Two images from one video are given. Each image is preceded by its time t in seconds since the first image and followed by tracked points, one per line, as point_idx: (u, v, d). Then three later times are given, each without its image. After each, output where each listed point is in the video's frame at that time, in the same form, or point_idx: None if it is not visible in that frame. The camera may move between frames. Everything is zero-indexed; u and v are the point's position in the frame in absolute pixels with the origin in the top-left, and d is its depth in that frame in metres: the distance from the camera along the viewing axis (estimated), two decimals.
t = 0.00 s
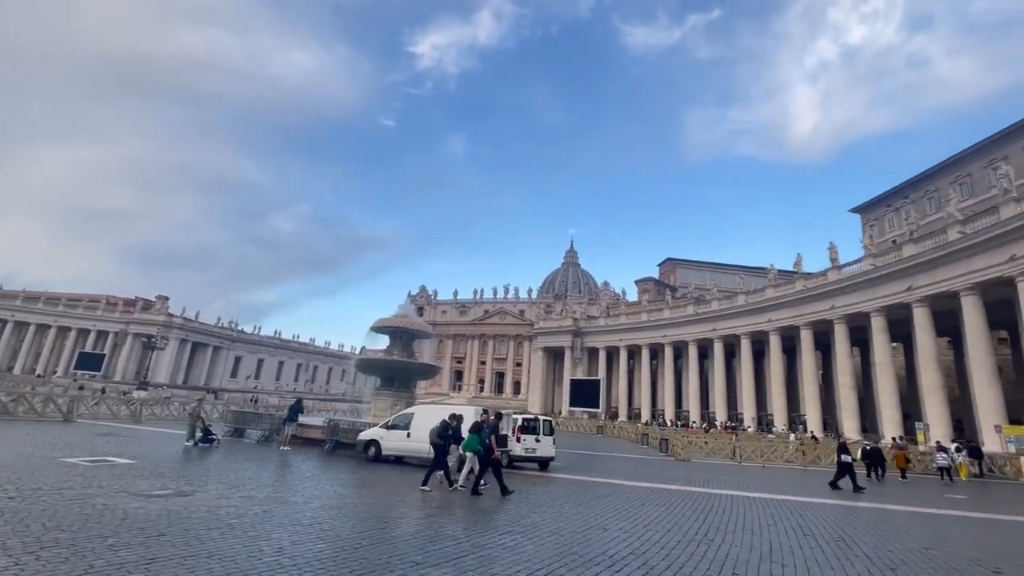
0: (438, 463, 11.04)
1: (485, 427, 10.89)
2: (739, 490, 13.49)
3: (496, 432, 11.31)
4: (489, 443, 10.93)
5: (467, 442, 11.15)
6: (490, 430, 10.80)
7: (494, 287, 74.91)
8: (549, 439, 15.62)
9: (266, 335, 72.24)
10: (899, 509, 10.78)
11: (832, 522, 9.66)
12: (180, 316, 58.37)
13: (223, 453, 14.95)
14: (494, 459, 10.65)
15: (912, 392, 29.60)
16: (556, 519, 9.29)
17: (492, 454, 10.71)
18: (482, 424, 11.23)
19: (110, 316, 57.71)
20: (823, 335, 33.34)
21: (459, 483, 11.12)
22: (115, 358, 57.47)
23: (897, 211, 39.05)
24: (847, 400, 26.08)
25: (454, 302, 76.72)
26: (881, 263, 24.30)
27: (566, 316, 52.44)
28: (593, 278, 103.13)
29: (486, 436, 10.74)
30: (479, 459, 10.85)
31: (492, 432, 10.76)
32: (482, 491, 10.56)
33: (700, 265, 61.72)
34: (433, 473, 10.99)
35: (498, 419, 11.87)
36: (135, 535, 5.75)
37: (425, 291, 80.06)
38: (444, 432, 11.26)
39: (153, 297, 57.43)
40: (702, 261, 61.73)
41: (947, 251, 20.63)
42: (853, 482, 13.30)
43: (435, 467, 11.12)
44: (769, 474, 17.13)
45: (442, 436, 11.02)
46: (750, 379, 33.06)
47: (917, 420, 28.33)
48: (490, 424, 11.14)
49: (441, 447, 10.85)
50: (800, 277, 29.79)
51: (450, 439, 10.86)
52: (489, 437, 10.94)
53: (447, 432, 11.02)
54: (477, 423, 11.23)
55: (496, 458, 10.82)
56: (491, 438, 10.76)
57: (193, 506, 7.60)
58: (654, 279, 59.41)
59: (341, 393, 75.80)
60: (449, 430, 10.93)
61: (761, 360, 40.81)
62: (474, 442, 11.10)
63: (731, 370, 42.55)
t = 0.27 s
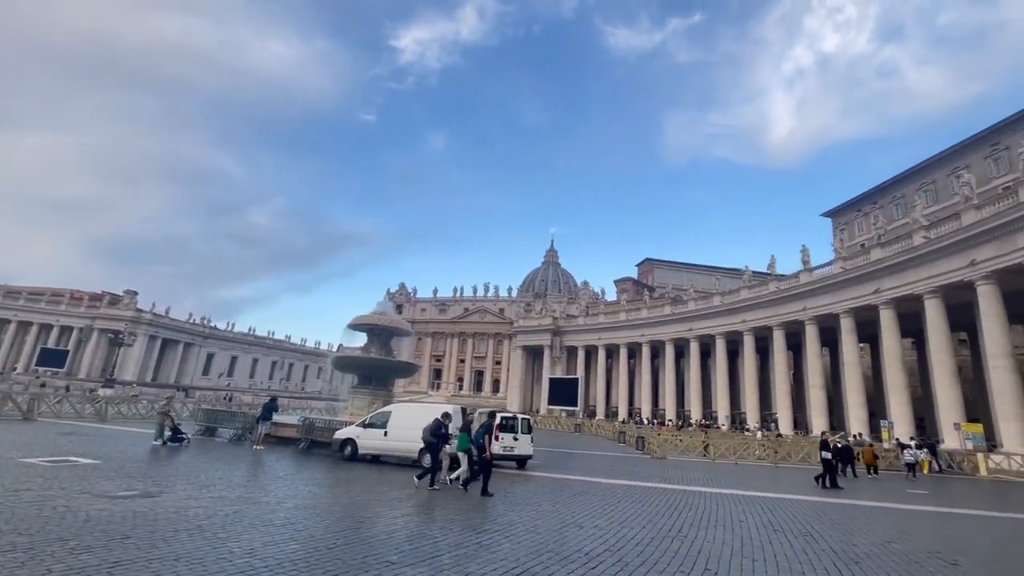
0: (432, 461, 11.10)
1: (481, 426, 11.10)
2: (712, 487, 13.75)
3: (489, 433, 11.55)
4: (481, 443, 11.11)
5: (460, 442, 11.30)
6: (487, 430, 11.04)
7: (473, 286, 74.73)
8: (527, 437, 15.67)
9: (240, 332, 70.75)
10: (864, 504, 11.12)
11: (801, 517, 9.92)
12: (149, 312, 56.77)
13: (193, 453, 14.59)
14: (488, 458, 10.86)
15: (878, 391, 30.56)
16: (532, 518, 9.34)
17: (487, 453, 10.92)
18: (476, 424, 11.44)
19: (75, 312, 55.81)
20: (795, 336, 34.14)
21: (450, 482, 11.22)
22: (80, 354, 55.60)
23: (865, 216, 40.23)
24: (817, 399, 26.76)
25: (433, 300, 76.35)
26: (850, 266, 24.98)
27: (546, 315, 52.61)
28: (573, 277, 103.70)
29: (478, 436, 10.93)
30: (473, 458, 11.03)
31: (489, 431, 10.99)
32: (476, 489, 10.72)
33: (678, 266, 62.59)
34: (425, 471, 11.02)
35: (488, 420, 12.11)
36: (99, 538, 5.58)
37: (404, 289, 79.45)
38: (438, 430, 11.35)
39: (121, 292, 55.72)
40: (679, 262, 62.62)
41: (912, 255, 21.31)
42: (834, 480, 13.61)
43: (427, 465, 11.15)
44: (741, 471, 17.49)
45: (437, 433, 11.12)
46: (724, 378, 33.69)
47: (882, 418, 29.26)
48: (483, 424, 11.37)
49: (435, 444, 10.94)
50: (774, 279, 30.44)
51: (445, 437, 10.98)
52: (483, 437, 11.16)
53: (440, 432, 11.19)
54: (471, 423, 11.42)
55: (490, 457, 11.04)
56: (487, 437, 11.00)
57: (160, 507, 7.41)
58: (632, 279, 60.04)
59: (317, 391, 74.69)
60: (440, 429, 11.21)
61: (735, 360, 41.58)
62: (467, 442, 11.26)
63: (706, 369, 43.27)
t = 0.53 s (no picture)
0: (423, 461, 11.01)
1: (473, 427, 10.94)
2: (688, 484, 13.95)
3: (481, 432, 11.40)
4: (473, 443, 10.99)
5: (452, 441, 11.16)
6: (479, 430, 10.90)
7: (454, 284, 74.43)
8: (507, 436, 15.66)
9: (214, 329, 69.27)
10: (833, 500, 11.43)
11: (773, 513, 10.14)
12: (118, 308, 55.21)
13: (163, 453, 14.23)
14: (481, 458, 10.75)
15: (848, 390, 31.41)
16: (510, 516, 9.35)
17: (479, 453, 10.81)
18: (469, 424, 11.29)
19: (40, 307, 53.98)
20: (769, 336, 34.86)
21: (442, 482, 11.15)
22: (45, 351, 53.82)
23: (837, 220, 41.27)
24: (789, 397, 27.36)
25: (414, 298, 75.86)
26: (823, 268, 25.59)
27: (526, 314, 52.70)
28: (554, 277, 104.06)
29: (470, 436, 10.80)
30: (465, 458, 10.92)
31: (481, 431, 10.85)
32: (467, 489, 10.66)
33: (658, 266, 63.33)
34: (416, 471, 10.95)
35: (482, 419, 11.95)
36: (62, 542, 5.41)
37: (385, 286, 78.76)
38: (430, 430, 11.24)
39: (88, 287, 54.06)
40: (659, 262, 63.35)
41: (881, 258, 21.94)
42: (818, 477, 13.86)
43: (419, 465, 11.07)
44: (716, 468, 17.80)
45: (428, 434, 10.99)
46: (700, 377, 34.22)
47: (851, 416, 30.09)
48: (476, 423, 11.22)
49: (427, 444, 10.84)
50: (750, 280, 31.01)
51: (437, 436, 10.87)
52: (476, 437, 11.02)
53: (432, 431, 11.08)
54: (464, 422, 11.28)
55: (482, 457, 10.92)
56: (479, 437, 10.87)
57: (127, 509, 7.21)
58: (612, 279, 60.54)
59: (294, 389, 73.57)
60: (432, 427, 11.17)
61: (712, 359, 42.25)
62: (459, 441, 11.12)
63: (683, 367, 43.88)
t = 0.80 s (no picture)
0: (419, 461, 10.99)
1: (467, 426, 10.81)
2: (665, 481, 14.13)
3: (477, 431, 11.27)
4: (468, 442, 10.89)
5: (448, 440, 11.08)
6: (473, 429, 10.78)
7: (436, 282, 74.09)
8: (487, 434, 15.65)
9: (188, 326, 67.77)
10: (804, 496, 11.73)
11: (747, 509, 10.36)
12: (87, 304, 53.62)
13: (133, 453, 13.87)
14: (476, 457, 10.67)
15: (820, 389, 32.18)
16: (489, 514, 9.36)
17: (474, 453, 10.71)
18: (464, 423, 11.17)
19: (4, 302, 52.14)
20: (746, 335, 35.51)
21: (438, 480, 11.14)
22: (9, 348, 51.99)
23: (812, 223, 42.23)
24: (764, 396, 27.90)
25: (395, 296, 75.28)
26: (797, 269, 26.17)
27: (508, 312, 52.74)
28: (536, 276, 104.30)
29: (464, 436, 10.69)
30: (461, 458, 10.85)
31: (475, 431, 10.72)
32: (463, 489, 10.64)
33: (638, 266, 63.95)
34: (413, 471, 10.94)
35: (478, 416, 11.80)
36: (25, 545, 5.24)
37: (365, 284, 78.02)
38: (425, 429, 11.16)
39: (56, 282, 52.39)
40: (639, 262, 63.97)
41: (853, 260, 22.54)
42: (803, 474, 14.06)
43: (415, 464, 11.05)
44: (694, 466, 18.08)
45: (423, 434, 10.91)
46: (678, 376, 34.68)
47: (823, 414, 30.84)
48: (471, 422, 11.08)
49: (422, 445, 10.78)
50: (727, 280, 31.53)
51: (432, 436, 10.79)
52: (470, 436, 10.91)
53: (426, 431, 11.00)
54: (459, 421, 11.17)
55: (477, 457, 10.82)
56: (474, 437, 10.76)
57: (95, 511, 7.01)
58: (594, 278, 60.95)
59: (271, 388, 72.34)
60: (427, 428, 11.25)
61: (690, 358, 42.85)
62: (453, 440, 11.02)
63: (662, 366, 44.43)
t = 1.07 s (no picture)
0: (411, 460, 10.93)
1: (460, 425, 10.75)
2: (645, 479, 14.28)
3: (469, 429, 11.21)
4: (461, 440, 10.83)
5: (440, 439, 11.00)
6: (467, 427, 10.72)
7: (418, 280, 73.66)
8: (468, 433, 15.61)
9: (162, 323, 66.24)
10: (778, 492, 11.98)
11: (724, 506, 10.53)
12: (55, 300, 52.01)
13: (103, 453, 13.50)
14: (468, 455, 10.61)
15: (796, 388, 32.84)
16: (471, 513, 9.33)
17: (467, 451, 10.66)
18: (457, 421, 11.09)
19: None
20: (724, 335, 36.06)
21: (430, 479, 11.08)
22: None
23: (789, 225, 43.07)
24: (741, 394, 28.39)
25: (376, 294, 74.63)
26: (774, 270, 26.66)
27: (490, 311, 52.69)
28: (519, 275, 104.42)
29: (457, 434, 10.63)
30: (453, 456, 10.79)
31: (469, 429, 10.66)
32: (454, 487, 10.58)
33: (621, 266, 64.46)
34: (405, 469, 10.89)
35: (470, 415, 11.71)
36: None
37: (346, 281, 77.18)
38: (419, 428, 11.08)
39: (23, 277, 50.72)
40: (621, 262, 64.51)
41: (828, 262, 23.06)
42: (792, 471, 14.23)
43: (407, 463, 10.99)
44: (672, 463, 18.32)
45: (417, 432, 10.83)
46: (658, 375, 35.04)
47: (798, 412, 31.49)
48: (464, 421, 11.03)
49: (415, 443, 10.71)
50: (707, 281, 31.96)
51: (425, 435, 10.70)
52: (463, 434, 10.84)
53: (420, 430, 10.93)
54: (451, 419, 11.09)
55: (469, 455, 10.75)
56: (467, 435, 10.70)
57: (61, 513, 6.81)
58: (576, 278, 61.27)
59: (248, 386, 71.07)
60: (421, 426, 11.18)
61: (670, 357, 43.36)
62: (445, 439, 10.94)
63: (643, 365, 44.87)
